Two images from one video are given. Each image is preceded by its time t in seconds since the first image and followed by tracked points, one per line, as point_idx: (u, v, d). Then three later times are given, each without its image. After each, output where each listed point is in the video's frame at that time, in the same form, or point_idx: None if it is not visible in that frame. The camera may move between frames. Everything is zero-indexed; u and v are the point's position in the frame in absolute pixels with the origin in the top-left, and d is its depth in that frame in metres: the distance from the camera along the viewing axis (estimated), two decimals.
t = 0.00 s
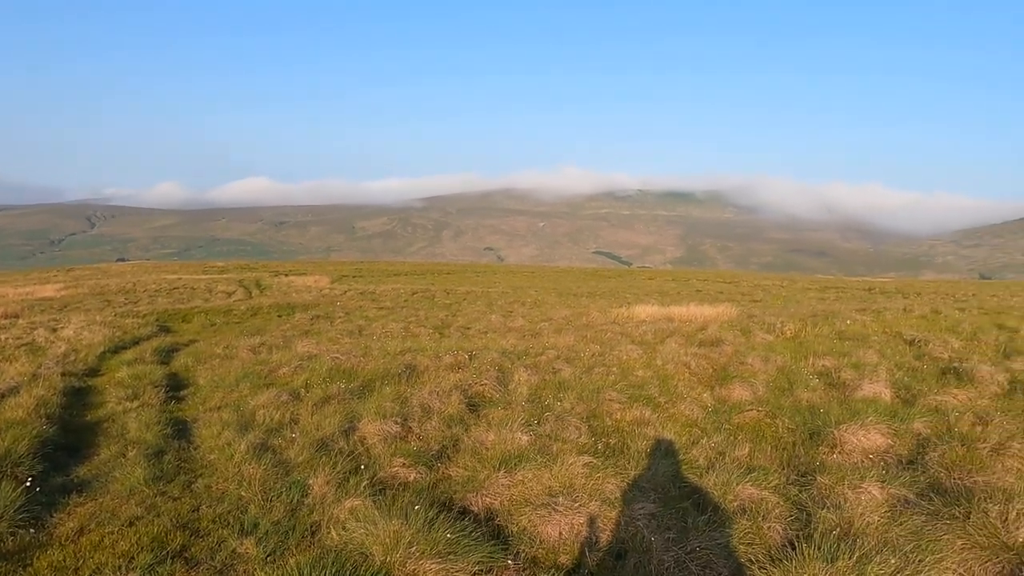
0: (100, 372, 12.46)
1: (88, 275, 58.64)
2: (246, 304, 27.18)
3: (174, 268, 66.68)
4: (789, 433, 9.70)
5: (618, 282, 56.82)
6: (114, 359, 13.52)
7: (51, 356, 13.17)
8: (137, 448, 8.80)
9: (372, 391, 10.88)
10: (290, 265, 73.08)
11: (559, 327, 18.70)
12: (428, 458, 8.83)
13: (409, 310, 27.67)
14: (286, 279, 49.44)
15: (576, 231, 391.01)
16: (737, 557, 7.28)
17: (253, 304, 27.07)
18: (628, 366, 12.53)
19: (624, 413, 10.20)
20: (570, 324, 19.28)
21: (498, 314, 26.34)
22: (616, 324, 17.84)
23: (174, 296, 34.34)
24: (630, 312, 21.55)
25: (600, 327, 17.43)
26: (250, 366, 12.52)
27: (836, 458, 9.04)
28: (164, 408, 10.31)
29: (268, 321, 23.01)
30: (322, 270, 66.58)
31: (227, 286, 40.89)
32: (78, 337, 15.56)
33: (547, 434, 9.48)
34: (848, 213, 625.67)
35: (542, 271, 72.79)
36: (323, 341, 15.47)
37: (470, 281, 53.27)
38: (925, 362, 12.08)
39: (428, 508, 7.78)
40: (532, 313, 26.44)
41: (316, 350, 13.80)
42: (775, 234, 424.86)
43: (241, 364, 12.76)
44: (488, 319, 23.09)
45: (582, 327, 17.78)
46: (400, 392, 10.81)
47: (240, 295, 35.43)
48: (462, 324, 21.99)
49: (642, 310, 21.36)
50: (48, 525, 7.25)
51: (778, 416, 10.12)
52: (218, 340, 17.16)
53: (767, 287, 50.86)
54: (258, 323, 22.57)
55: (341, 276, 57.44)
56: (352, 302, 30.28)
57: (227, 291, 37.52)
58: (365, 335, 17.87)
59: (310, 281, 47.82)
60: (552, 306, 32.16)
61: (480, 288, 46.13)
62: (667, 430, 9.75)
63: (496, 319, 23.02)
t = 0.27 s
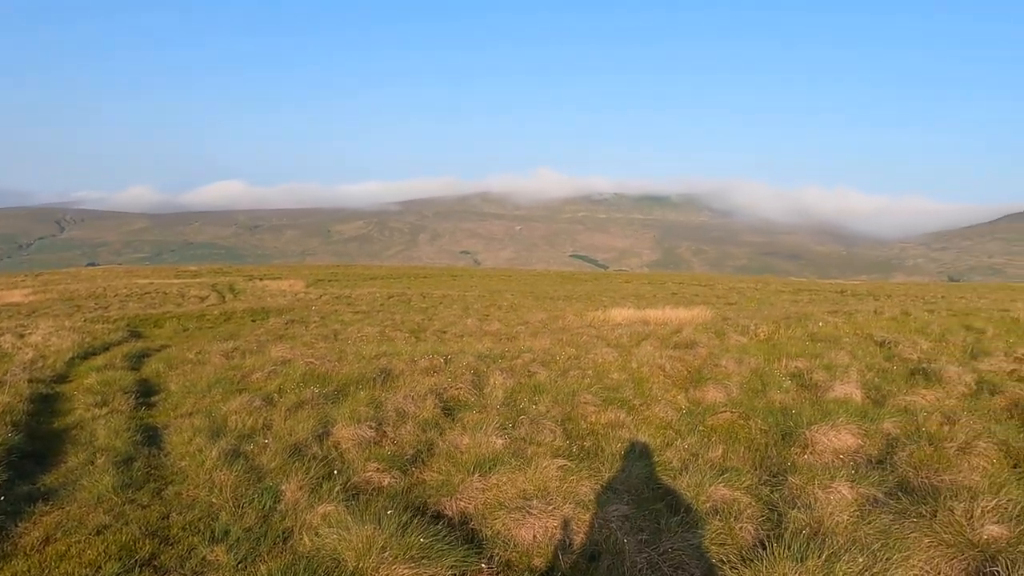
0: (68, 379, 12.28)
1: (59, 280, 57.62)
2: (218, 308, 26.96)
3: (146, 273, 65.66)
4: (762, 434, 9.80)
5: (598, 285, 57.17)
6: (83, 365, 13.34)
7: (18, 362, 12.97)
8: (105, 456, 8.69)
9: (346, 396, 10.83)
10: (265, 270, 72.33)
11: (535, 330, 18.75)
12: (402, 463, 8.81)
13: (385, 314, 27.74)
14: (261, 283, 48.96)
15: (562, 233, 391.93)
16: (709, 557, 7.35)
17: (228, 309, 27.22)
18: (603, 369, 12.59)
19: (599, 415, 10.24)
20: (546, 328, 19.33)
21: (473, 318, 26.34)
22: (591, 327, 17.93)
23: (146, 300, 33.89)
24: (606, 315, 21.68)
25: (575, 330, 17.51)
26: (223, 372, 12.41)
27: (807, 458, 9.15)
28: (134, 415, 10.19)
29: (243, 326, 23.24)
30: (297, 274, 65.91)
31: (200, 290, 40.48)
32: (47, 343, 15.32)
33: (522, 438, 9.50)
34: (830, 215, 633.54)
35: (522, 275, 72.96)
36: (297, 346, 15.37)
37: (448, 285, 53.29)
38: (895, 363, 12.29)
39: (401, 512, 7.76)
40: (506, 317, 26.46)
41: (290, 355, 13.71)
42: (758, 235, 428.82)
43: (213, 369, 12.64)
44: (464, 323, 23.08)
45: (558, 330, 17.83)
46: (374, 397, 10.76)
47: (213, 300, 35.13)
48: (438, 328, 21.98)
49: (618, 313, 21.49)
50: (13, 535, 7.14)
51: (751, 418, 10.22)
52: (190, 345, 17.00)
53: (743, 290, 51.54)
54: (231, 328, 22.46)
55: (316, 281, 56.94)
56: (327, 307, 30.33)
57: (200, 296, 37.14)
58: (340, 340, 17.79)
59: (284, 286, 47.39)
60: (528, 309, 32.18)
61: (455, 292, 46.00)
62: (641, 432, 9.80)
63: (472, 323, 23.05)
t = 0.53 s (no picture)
0: (36, 385, 12.08)
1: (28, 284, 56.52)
2: (192, 313, 26.71)
3: (118, 277, 64.44)
4: (737, 434, 9.91)
5: (578, 287, 57.44)
6: (52, 370, 13.14)
7: None
8: (74, 463, 8.59)
9: (321, 400, 10.77)
10: (240, 273, 71.41)
11: (512, 333, 18.79)
12: (378, 467, 8.78)
13: (360, 317, 27.71)
14: (236, 287, 48.35)
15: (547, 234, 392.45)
16: (683, 557, 7.42)
17: (201, 312, 27.10)
18: (580, 371, 12.64)
19: (575, 417, 10.29)
20: (524, 331, 19.38)
21: (450, 321, 26.30)
22: (568, 330, 18.00)
23: (118, 305, 33.33)
24: (583, 318, 21.79)
25: (552, 333, 17.58)
26: (196, 377, 12.29)
27: (781, 457, 9.27)
28: (104, 421, 10.06)
29: (217, 331, 23.06)
30: (273, 278, 65.10)
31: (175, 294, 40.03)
32: (15, 348, 15.06)
33: (498, 440, 9.52)
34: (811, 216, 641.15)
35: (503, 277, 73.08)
36: (273, 350, 15.26)
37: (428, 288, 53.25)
38: (867, 364, 12.49)
39: (376, 516, 7.73)
40: (482, 320, 26.46)
41: (265, 359, 13.62)
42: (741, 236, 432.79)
43: (186, 374, 12.52)
44: (441, 327, 23.02)
45: (535, 333, 17.89)
46: (350, 400, 10.72)
47: (187, 304, 34.79)
48: (415, 332, 21.95)
49: (595, 316, 21.62)
50: None
51: (726, 418, 10.32)
52: (162, 350, 16.80)
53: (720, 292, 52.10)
54: (204, 333, 22.32)
55: (291, 284, 56.00)
56: (304, 311, 30.20)
57: (174, 300, 36.76)
58: (317, 344, 17.68)
59: (259, 290, 46.82)
60: (505, 312, 32.15)
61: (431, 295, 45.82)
62: (617, 433, 9.87)
63: (450, 326, 23.06)
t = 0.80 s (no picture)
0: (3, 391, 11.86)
1: None
2: (165, 316, 26.41)
3: (89, 280, 63.30)
4: (712, 434, 10.02)
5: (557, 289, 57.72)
6: (20, 375, 12.90)
7: None
8: (43, 469, 8.45)
9: (297, 403, 10.71)
10: (214, 276, 70.41)
11: (489, 335, 18.82)
12: (353, 470, 8.75)
13: (336, 321, 27.56)
14: (211, 290, 47.64)
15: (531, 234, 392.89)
16: (658, 557, 7.48)
17: (174, 316, 26.83)
18: (557, 372, 12.68)
19: (552, 419, 10.33)
20: (501, 332, 19.41)
21: (428, 323, 26.22)
22: (545, 331, 18.07)
23: (90, 308, 32.79)
24: (560, 319, 21.89)
25: (529, 334, 17.63)
26: (169, 381, 12.14)
27: (755, 457, 9.38)
28: (74, 427, 9.91)
29: (191, 334, 22.79)
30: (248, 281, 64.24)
31: (148, 297, 39.49)
32: None
33: (474, 442, 9.52)
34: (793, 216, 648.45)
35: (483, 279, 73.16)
36: (248, 353, 15.13)
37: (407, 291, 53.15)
38: (840, 363, 12.68)
39: (352, 520, 7.70)
40: (460, 322, 26.44)
41: (239, 362, 13.50)
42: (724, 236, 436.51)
43: (158, 379, 12.37)
44: (419, 329, 22.93)
45: (512, 335, 17.94)
46: (326, 403, 10.66)
47: (160, 307, 34.37)
48: (392, 334, 21.89)
49: (572, 317, 21.73)
50: None
51: (702, 419, 10.42)
52: (134, 354, 16.59)
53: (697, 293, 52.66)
54: (176, 337, 22.09)
55: (266, 287, 54.86)
56: (279, 314, 30.04)
57: (147, 303, 36.28)
58: (293, 346, 17.55)
59: (234, 292, 46.24)
60: (482, 314, 32.11)
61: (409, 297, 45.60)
62: (594, 434, 9.93)
63: (427, 328, 23.05)
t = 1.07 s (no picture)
0: None
1: None
2: (137, 319, 26.04)
3: (59, 282, 62.16)
4: (687, 434, 10.11)
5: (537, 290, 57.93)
6: None
7: None
8: (9, 475, 8.30)
9: (272, 406, 10.64)
10: (188, 278, 69.54)
11: (466, 336, 18.83)
12: (329, 473, 8.71)
13: (313, 323, 27.39)
14: (184, 293, 47.04)
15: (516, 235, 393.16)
16: (633, 556, 7.52)
17: (147, 318, 26.48)
18: (533, 373, 12.73)
19: (529, 420, 10.36)
20: (478, 333, 19.43)
21: (406, 325, 26.18)
22: (522, 333, 18.12)
23: (61, 311, 32.23)
24: (536, 320, 21.97)
25: (505, 336, 17.67)
26: (140, 385, 11.98)
27: (730, 456, 9.48)
28: (42, 432, 9.75)
29: (164, 338, 22.51)
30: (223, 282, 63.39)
31: (118, 300, 38.87)
32: None
33: (451, 444, 9.53)
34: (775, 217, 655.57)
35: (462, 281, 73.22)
36: (222, 356, 14.98)
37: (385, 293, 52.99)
38: (813, 363, 12.87)
39: (326, 523, 7.66)
40: (438, 324, 26.36)
41: (213, 365, 13.37)
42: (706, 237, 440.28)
43: (129, 382, 12.20)
44: (396, 331, 22.88)
45: (488, 336, 17.98)
46: (301, 406, 10.61)
47: (131, 310, 33.88)
48: (368, 336, 21.82)
49: (548, 319, 21.82)
50: None
51: (677, 419, 10.52)
52: (105, 357, 16.33)
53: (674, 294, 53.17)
54: (147, 340, 21.82)
55: (239, 288, 56.36)
56: (253, 316, 29.82)
57: (119, 306, 35.71)
58: (268, 349, 17.41)
59: (208, 295, 45.59)
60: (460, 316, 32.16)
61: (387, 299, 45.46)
62: (570, 435, 9.98)
63: (404, 330, 23.01)
